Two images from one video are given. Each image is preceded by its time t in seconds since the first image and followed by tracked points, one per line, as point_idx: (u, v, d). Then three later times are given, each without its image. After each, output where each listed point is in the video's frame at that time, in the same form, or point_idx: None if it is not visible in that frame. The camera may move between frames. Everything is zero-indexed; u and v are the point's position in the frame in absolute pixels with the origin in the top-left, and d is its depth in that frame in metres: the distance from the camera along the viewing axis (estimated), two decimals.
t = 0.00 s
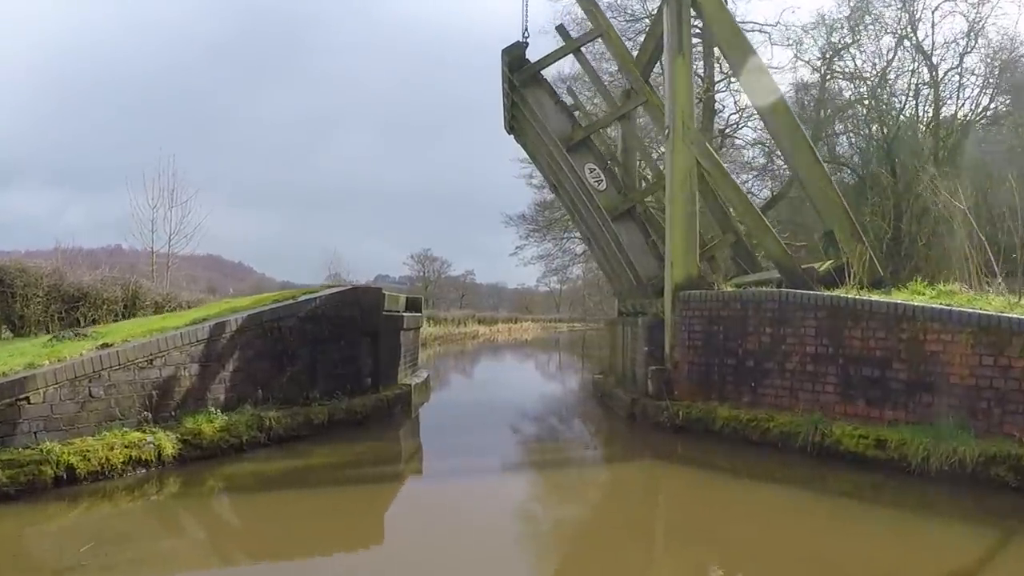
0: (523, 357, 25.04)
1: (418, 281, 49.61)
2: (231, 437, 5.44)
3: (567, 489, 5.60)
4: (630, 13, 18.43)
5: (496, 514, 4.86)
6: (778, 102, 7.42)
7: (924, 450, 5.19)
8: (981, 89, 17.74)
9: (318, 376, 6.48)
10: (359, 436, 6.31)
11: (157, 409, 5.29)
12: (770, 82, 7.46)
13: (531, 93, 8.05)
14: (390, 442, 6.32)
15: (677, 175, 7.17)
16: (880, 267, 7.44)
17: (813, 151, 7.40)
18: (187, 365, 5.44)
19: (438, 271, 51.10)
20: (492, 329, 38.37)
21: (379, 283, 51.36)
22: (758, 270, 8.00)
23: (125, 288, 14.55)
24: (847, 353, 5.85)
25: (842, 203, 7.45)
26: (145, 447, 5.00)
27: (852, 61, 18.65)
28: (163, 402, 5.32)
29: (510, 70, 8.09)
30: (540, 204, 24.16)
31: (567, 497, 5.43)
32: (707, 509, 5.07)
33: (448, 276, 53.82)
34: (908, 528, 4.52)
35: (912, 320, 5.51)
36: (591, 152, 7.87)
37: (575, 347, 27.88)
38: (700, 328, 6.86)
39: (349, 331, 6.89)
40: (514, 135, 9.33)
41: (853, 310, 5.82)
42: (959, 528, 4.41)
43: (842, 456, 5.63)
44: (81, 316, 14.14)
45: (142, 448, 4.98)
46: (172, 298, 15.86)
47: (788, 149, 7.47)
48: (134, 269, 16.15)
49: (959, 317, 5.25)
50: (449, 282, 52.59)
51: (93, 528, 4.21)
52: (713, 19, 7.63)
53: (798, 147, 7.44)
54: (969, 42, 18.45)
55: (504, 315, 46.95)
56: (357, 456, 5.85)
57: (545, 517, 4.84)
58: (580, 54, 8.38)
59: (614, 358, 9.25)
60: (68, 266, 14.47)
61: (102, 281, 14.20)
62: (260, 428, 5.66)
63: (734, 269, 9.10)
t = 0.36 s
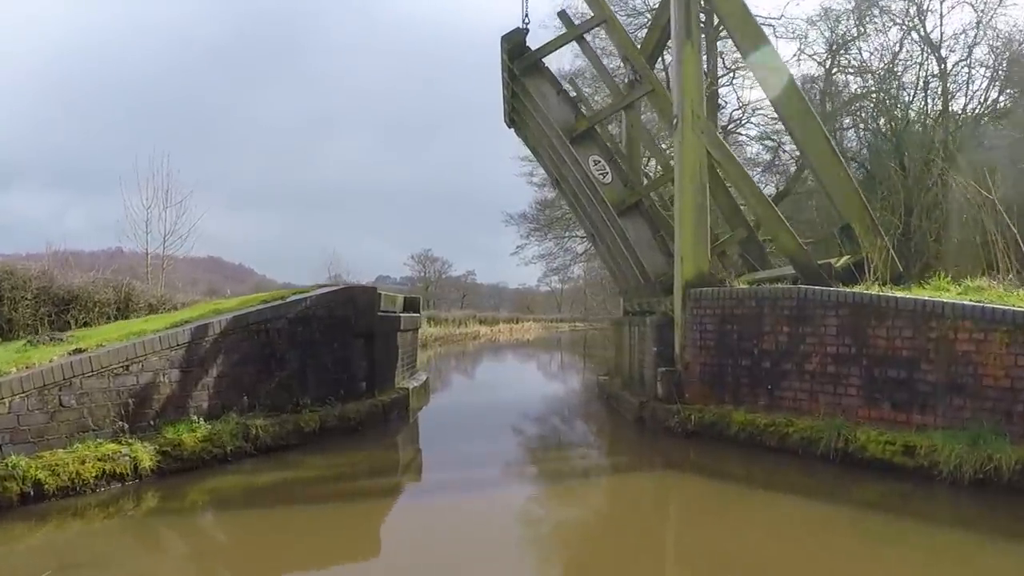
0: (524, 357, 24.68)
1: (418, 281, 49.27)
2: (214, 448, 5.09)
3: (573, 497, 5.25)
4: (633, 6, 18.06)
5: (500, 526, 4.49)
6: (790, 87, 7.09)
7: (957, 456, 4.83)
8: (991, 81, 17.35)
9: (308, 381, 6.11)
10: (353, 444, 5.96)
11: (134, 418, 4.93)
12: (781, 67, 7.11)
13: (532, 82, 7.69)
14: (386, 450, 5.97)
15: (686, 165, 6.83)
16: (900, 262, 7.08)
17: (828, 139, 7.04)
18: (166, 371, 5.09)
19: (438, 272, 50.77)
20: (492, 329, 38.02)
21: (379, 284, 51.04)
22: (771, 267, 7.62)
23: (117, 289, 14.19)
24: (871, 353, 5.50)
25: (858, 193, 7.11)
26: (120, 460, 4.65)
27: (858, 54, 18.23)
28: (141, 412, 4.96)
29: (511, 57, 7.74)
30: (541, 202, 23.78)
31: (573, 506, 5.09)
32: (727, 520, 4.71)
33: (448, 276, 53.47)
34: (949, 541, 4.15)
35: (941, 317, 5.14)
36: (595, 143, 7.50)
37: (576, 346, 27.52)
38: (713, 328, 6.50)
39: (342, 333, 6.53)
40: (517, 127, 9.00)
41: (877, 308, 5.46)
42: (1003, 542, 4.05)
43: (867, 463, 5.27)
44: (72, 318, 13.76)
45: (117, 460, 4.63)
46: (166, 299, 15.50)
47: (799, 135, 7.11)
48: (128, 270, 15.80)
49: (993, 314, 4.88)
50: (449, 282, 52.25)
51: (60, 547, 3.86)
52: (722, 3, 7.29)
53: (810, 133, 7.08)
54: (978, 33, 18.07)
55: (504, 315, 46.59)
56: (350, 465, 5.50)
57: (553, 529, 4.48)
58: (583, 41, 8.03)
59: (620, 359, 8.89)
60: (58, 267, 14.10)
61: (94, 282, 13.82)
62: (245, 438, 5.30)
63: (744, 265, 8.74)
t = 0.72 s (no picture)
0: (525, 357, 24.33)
1: (419, 281, 48.98)
2: (195, 460, 4.74)
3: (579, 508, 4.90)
4: None
5: (503, 539, 4.12)
6: (803, 72, 6.74)
7: (993, 464, 4.44)
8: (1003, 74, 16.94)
9: (299, 386, 5.78)
10: (347, 453, 5.62)
11: (109, 429, 4.57)
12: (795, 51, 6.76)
13: (534, 70, 7.35)
14: (382, 459, 5.62)
15: (697, 154, 6.47)
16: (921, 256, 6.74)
17: (845, 126, 6.72)
18: (143, 377, 4.73)
19: (440, 272, 50.45)
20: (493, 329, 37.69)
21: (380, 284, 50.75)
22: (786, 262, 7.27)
23: (111, 291, 13.84)
24: (898, 354, 5.14)
25: (876, 184, 6.81)
26: (92, 474, 4.29)
27: (865, 46, 17.79)
28: (116, 422, 4.61)
29: (511, 44, 7.39)
30: (542, 200, 23.44)
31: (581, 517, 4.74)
32: (751, 533, 4.34)
33: (449, 277, 53.15)
34: (994, 557, 3.79)
35: (975, 314, 4.74)
36: (600, 134, 7.15)
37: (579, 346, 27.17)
38: (727, 328, 6.14)
39: (334, 335, 6.19)
40: (517, 118, 8.65)
41: (904, 306, 5.10)
42: None
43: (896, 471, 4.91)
44: (62, 321, 13.30)
45: (88, 475, 4.27)
46: (161, 300, 15.17)
47: (814, 123, 6.76)
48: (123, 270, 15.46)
49: None
50: (450, 283, 51.93)
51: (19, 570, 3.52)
52: None
53: (826, 121, 6.74)
54: (989, 24, 17.65)
55: (505, 315, 46.25)
56: (343, 475, 5.15)
57: (561, 542, 4.10)
58: (587, 27, 7.67)
59: (627, 360, 8.54)
60: (50, 267, 13.74)
61: (86, 284, 13.46)
62: (229, 448, 4.96)
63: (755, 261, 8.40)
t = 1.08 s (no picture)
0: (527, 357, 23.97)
1: (421, 281, 48.63)
2: (173, 473, 4.38)
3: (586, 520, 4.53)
4: None
5: (506, 554, 3.78)
6: (819, 57, 6.36)
7: None
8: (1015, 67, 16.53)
9: (287, 392, 5.42)
10: (339, 462, 5.28)
11: (79, 441, 4.22)
12: (810, 34, 6.39)
13: (536, 57, 7.00)
14: (377, 468, 5.28)
15: (709, 145, 6.09)
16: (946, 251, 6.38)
17: (864, 114, 6.38)
18: (117, 384, 4.38)
19: (442, 272, 50.09)
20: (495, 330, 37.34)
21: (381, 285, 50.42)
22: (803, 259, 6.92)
23: (103, 292, 13.40)
24: (927, 355, 4.78)
25: (897, 174, 6.47)
26: (59, 490, 3.94)
27: (875, 39, 17.30)
28: (86, 432, 4.26)
29: (511, 30, 7.04)
30: (545, 198, 23.08)
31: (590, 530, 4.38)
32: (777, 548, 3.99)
33: (451, 277, 52.83)
34: None
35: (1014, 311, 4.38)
36: (606, 123, 6.79)
37: (582, 346, 26.82)
38: (743, 328, 5.78)
39: (325, 338, 5.83)
40: (518, 109, 8.30)
41: (935, 304, 4.74)
42: None
43: (928, 481, 4.55)
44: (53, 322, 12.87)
45: (55, 490, 3.92)
46: (156, 300, 14.81)
47: (831, 112, 6.41)
48: (117, 270, 15.10)
49: None
50: (451, 283, 51.60)
51: None
52: None
53: (843, 108, 6.39)
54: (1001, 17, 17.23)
55: (508, 315, 45.90)
56: (334, 486, 4.81)
57: (570, 557, 3.75)
58: (592, 12, 7.30)
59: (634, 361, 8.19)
60: (42, 267, 13.31)
61: (77, 285, 13.02)
62: (210, 460, 4.61)
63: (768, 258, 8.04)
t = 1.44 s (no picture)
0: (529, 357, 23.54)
1: (422, 281, 48.19)
2: (147, 486, 4.04)
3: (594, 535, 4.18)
4: None
5: None
6: (840, 43, 6.00)
7: None
8: None
9: (273, 398, 5.08)
10: (329, 473, 4.93)
11: (44, 452, 3.87)
12: (830, 19, 6.03)
13: (540, 42, 6.64)
14: (371, 479, 4.93)
15: (724, 135, 5.74)
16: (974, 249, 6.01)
17: (887, 104, 6.02)
18: (86, 391, 4.04)
19: (443, 272, 49.66)
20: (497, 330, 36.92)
21: (382, 285, 49.99)
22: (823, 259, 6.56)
23: (96, 292, 12.68)
24: (962, 358, 4.42)
25: (920, 168, 6.14)
26: (20, 506, 3.59)
27: (885, 33, 16.83)
28: (52, 443, 3.90)
29: (515, 13, 6.68)
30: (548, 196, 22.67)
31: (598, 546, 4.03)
32: (807, 567, 3.62)
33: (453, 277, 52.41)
34: None
35: None
36: (614, 112, 6.43)
37: (585, 347, 26.40)
38: (760, 328, 5.43)
39: (316, 340, 5.48)
40: (522, 98, 7.95)
41: (971, 303, 4.38)
42: None
43: (967, 495, 4.17)
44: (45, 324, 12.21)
45: (15, 507, 3.57)
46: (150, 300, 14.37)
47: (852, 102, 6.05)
48: (110, 269, 14.64)
49: None
50: (453, 283, 51.19)
51: None
52: None
53: (865, 98, 6.03)
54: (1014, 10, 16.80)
55: (510, 315, 45.48)
56: (322, 498, 4.46)
57: None
58: None
59: (642, 363, 7.83)
60: (33, 266, 12.65)
61: (68, 285, 12.25)
62: (189, 472, 4.27)
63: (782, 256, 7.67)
